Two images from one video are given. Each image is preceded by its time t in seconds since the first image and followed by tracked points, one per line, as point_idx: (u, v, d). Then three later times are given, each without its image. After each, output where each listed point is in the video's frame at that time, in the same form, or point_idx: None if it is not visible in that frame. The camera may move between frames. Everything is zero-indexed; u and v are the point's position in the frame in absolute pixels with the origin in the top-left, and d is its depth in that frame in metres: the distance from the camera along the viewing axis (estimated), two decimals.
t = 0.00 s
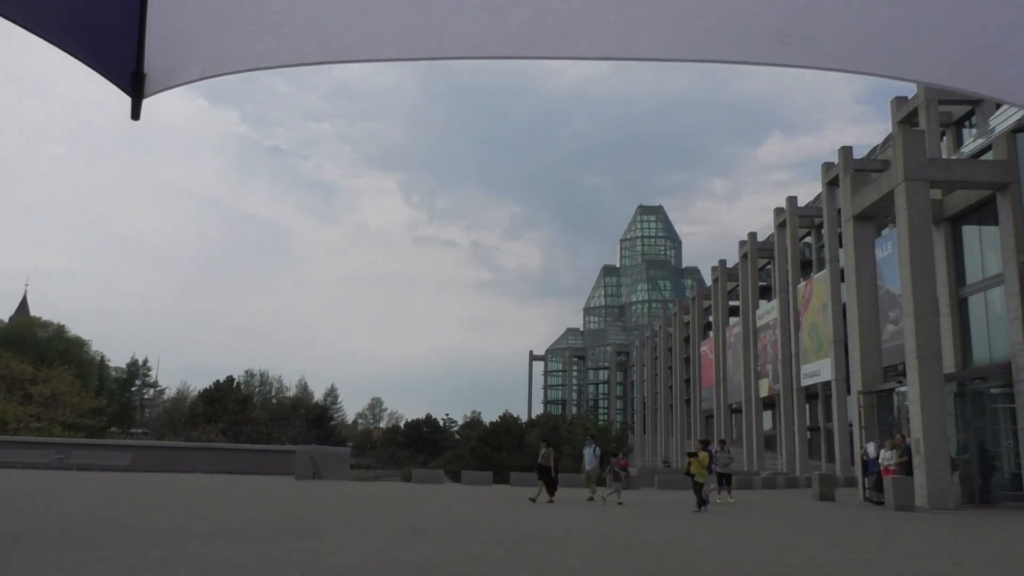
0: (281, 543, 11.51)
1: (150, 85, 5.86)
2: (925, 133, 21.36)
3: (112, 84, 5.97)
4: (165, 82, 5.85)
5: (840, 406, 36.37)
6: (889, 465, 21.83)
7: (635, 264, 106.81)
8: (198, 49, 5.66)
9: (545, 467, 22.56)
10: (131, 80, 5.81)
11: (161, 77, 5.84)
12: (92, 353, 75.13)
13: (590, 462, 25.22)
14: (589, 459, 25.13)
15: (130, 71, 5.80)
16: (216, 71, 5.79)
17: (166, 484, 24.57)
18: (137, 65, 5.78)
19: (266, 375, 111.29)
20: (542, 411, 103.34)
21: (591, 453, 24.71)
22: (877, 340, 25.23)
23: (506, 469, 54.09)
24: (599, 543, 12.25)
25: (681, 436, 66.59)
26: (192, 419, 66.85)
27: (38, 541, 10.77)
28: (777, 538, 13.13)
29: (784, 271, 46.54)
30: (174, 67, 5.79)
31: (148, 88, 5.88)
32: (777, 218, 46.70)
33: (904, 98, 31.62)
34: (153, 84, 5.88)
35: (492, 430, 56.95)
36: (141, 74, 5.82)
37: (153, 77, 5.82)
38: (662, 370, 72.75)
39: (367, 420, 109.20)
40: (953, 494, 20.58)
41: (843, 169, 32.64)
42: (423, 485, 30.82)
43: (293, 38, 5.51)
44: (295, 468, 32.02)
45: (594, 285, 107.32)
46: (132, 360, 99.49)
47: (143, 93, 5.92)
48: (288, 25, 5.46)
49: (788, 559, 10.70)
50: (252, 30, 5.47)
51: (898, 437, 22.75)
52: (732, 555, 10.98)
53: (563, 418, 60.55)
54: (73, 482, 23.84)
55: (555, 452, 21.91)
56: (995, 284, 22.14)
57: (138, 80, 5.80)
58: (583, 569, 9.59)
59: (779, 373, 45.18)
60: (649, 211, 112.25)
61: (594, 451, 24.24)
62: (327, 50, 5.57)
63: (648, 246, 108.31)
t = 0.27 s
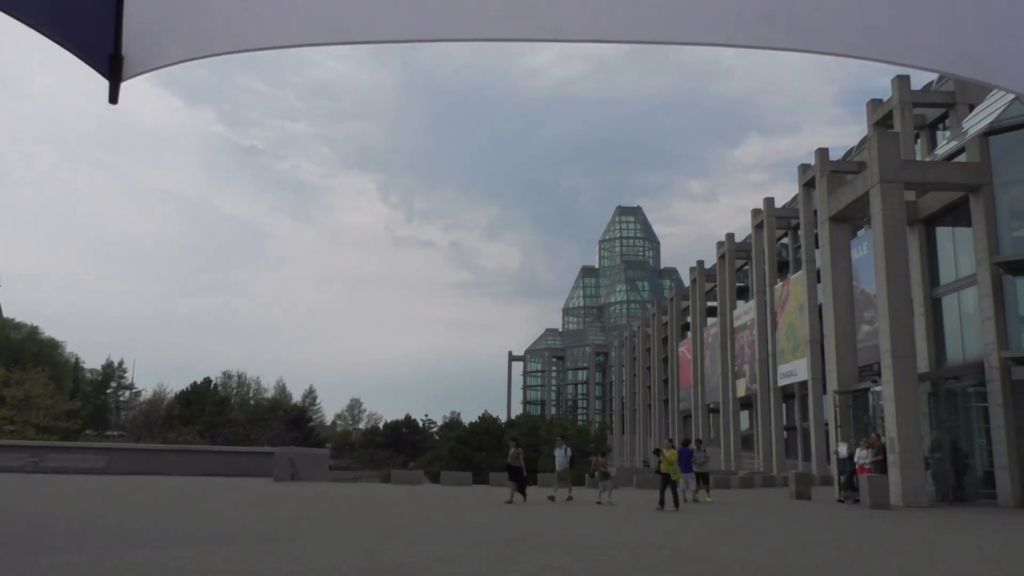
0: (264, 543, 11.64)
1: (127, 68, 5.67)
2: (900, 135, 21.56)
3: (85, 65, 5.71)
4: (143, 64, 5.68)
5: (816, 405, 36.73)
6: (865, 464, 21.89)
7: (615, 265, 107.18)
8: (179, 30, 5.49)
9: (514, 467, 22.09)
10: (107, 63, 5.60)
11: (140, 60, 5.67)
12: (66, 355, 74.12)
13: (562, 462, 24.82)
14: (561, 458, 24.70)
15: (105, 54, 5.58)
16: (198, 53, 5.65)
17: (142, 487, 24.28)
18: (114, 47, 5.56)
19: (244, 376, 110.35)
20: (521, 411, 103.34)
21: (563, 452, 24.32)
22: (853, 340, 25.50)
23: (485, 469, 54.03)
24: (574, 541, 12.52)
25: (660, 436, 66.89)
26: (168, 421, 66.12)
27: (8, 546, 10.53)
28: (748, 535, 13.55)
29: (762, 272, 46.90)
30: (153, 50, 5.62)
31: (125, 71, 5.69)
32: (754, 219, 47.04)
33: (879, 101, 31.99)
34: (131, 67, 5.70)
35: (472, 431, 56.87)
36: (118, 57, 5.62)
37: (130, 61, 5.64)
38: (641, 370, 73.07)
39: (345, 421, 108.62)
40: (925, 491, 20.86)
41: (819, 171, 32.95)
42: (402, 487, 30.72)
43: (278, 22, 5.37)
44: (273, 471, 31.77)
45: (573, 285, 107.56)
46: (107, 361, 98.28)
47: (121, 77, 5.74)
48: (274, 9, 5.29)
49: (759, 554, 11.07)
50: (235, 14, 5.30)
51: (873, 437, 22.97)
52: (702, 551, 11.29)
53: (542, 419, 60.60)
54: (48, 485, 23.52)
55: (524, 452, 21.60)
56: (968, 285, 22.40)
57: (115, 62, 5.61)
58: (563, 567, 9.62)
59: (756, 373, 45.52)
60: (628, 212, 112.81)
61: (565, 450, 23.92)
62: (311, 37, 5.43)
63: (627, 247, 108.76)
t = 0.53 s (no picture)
0: (252, 544, 11.84)
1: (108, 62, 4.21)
2: (875, 139, 21.82)
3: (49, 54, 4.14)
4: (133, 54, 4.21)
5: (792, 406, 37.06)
6: (839, 464, 22.11)
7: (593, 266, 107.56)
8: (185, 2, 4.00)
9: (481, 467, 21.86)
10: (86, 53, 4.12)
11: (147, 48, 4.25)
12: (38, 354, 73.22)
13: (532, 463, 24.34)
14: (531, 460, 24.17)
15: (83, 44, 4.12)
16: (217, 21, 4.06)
17: (116, 488, 24.02)
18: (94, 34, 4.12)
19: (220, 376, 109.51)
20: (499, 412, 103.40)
21: (531, 454, 23.72)
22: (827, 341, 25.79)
23: (463, 469, 54.02)
24: (551, 541, 12.80)
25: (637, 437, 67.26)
26: (143, 421, 65.48)
27: None
28: (722, 534, 13.92)
29: (739, 274, 47.26)
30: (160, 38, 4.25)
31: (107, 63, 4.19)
32: (732, 221, 47.43)
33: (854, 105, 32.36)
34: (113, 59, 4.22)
35: (450, 431, 56.82)
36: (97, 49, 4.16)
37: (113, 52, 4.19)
38: (619, 371, 73.36)
39: (323, 422, 108.10)
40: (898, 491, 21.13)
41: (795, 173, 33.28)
42: (380, 487, 30.67)
43: None
44: (250, 471, 31.56)
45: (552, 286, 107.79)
46: (80, 360, 97.11)
47: (102, 73, 4.23)
48: None
49: (735, 552, 11.43)
50: None
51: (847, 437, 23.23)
52: (678, 548, 11.60)
53: (521, 419, 60.68)
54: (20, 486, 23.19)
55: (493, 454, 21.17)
56: (941, 288, 22.69)
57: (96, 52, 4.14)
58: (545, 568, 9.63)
59: (733, 374, 45.86)
60: (607, 213, 113.32)
61: (533, 451, 23.69)
62: (396, 26, 4.25)
63: (606, 248, 109.22)
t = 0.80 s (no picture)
0: (237, 545, 11.93)
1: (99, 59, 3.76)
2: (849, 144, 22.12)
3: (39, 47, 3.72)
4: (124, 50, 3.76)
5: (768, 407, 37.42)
6: (814, 465, 22.30)
7: (572, 267, 107.89)
8: None
9: (447, 468, 21.77)
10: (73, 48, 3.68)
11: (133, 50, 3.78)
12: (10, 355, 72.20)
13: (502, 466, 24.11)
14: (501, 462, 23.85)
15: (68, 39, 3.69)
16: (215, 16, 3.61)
17: (89, 490, 23.76)
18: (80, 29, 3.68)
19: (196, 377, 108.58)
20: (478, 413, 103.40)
21: (501, 455, 23.32)
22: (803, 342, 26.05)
23: (441, 470, 53.95)
24: (532, 541, 13.08)
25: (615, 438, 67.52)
26: (117, 423, 64.79)
27: None
28: (695, 534, 14.15)
29: (716, 275, 47.61)
30: (148, 37, 3.78)
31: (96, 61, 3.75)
32: (710, 224, 47.84)
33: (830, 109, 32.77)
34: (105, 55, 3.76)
35: (428, 432, 56.72)
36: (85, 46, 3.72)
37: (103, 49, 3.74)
38: (597, 372, 73.65)
39: (300, 423, 107.49)
40: (872, 491, 21.41)
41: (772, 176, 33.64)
42: (358, 489, 30.59)
43: (368, 1, 3.62)
44: (226, 473, 31.33)
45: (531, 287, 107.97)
46: (53, 361, 95.89)
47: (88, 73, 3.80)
48: None
49: (714, 550, 11.75)
50: None
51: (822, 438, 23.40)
52: (659, 548, 11.89)
53: (499, 420, 60.73)
54: None
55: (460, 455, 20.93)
56: (915, 290, 23.00)
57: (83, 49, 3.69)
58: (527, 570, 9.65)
59: (710, 376, 46.20)
60: (586, 215, 113.84)
61: (502, 453, 23.45)
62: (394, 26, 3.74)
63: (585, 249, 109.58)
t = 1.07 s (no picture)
0: (225, 542, 12.09)
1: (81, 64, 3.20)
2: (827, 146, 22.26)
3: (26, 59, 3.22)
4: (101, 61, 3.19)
5: (745, 406, 37.67)
6: (791, 464, 22.21)
7: (552, 266, 108.11)
8: None
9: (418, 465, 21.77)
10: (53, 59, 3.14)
11: (124, 48, 3.18)
12: None
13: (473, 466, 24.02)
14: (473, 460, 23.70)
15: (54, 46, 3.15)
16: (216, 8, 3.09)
17: (64, 489, 23.48)
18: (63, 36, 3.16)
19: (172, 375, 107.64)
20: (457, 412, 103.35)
21: (473, 454, 23.12)
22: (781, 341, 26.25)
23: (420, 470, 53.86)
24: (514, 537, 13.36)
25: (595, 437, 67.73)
26: (92, 421, 64.10)
27: None
28: (672, 532, 14.25)
29: (695, 275, 47.83)
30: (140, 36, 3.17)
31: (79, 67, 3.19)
32: (689, 224, 48.08)
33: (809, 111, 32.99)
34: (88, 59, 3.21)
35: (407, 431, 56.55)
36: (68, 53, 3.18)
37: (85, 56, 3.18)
38: (577, 371, 73.82)
39: (279, 421, 106.99)
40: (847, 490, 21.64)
41: (751, 177, 33.81)
42: (336, 487, 30.52)
43: None
44: (203, 472, 31.10)
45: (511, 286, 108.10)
46: (28, 358, 94.76)
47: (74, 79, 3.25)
48: None
49: (693, 546, 12.11)
50: None
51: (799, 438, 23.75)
52: (639, 544, 12.20)
53: (479, 419, 60.74)
54: None
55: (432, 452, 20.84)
56: (891, 291, 23.24)
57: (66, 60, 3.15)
58: (506, 571, 9.62)
59: (689, 375, 46.42)
60: (567, 214, 114.09)
61: (475, 451, 23.22)
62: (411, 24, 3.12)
63: (565, 249, 109.92)
